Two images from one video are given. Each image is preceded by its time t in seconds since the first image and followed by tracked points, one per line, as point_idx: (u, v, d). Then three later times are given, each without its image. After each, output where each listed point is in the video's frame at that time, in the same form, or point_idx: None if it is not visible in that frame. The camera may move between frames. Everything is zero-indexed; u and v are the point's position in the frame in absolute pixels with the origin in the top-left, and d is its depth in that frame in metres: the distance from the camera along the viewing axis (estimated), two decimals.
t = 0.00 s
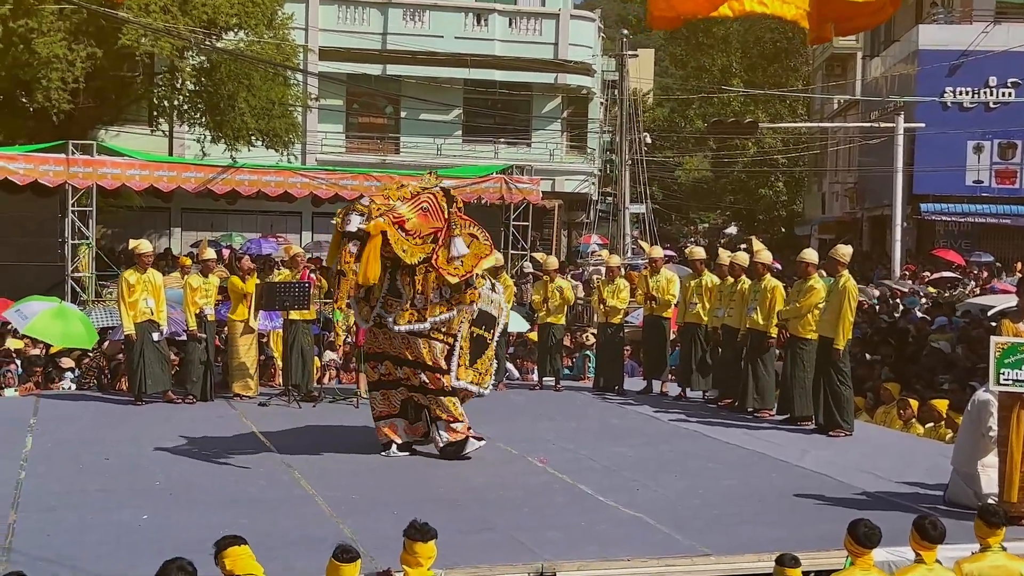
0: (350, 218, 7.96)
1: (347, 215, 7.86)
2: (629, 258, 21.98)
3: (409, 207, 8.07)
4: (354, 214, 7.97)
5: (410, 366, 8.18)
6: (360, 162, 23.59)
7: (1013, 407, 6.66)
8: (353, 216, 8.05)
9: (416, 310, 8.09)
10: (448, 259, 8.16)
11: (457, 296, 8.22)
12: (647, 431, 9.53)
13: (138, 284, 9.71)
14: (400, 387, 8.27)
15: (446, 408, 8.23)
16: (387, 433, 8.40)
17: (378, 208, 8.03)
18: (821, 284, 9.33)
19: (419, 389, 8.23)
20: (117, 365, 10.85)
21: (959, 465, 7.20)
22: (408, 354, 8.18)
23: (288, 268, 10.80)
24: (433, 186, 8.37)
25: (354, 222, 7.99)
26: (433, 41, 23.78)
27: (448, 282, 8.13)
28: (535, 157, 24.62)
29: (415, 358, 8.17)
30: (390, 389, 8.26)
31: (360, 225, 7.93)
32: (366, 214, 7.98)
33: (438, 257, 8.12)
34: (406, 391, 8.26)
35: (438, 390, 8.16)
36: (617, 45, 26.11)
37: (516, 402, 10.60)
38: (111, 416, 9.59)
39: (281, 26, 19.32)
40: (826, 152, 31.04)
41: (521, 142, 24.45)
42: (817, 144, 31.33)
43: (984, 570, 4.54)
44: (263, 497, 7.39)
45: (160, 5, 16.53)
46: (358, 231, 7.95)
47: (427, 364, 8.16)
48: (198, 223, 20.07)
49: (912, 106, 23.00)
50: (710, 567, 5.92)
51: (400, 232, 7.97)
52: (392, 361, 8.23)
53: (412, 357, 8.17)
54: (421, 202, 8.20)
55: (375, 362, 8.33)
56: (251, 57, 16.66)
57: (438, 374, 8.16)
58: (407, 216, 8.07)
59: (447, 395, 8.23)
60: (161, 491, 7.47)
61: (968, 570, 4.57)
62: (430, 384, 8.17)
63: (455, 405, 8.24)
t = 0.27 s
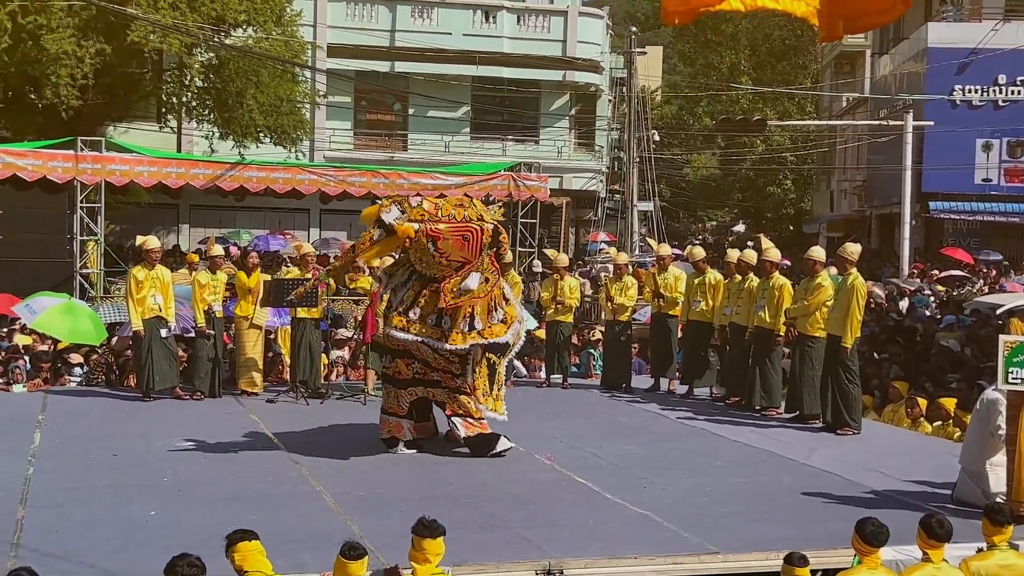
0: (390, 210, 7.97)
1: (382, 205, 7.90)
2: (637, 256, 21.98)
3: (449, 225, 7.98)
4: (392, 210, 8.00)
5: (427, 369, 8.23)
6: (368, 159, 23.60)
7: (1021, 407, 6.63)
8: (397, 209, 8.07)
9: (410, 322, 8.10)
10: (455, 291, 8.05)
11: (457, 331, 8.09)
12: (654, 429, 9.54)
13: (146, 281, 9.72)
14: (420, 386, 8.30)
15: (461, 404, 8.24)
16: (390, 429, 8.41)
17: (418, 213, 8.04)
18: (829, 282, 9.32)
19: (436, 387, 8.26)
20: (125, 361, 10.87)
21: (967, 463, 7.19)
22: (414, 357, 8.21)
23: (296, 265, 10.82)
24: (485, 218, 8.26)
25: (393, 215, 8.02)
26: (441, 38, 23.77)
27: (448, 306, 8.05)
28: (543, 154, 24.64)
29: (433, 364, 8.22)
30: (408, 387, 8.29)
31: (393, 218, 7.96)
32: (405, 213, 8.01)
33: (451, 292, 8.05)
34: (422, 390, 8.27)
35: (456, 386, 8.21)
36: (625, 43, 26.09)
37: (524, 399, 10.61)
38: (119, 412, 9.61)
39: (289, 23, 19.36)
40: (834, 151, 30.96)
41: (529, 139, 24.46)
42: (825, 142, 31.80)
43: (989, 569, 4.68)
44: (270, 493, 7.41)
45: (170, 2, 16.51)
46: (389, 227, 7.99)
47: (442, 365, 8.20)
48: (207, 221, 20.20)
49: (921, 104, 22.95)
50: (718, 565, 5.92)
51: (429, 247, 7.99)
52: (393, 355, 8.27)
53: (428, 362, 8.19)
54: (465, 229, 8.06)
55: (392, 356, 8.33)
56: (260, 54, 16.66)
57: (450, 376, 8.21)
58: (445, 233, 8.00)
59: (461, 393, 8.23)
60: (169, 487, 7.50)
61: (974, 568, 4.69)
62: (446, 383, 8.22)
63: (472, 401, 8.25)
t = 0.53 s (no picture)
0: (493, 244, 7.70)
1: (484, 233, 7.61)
2: (644, 254, 21.97)
3: (534, 255, 7.84)
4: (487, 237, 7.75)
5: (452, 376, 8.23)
6: (375, 157, 23.61)
7: None
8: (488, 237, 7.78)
9: (479, 343, 7.82)
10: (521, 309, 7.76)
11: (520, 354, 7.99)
12: (660, 427, 9.54)
13: (153, 279, 9.75)
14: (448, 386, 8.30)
15: (487, 406, 8.29)
16: (411, 420, 8.37)
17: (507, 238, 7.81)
18: (837, 281, 9.32)
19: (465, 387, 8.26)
20: (132, 359, 10.90)
21: (975, 463, 7.17)
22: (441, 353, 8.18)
23: (303, 263, 10.85)
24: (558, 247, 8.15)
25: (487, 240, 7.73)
26: (448, 37, 23.78)
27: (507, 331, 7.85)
28: (550, 153, 24.65)
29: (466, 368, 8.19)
30: (437, 386, 8.27)
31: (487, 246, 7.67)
32: (499, 245, 7.71)
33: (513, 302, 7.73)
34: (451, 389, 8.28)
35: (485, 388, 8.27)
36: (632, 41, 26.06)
37: (530, 398, 10.62)
38: (126, 410, 9.63)
39: (296, 21, 19.38)
40: (841, 149, 30.92)
41: (536, 138, 24.44)
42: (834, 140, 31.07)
43: (996, 569, 4.68)
44: (277, 491, 7.42)
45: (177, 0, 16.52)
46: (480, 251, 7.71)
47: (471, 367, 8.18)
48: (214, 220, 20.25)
49: (929, 103, 22.90)
50: (724, 564, 5.92)
51: (513, 276, 7.77)
52: (423, 349, 8.24)
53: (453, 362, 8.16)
54: (542, 257, 7.94)
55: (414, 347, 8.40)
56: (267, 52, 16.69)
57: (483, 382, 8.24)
58: (528, 261, 7.85)
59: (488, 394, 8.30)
60: (176, 485, 7.51)
61: (981, 568, 4.70)
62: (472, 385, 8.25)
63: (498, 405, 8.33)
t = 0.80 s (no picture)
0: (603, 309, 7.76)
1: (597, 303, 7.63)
2: (651, 254, 21.96)
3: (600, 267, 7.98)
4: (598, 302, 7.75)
5: (485, 384, 8.23)
6: (381, 156, 23.62)
7: None
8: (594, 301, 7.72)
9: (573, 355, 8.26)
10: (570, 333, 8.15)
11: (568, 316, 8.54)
12: (666, 427, 9.54)
13: (160, 278, 9.75)
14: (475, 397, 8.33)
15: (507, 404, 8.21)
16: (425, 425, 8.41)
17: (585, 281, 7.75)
18: (844, 280, 9.30)
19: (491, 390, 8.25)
20: (139, 359, 10.92)
21: (981, 463, 7.17)
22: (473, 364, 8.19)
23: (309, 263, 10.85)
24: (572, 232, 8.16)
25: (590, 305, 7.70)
26: (454, 36, 23.82)
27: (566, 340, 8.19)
28: (556, 152, 24.66)
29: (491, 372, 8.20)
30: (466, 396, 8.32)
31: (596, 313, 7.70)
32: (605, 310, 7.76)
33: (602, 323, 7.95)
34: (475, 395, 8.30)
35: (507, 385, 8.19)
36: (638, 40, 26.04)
37: (537, 397, 10.61)
38: (133, 410, 9.64)
39: (302, 21, 19.39)
40: (848, 149, 30.89)
41: (542, 137, 24.43)
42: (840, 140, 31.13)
43: (1004, 568, 4.68)
44: (284, 491, 7.42)
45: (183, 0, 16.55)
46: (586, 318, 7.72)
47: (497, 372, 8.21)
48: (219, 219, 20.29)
49: (936, 102, 22.86)
50: (731, 564, 5.91)
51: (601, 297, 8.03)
52: (448, 364, 8.25)
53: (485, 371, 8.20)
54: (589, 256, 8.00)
55: (431, 359, 8.37)
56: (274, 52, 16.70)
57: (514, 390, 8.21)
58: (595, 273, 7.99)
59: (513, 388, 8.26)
60: (183, 484, 7.52)
61: (989, 568, 4.70)
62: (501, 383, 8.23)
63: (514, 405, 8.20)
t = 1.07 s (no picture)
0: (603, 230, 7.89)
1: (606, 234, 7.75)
2: (656, 253, 21.95)
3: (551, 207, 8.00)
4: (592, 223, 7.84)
5: (491, 394, 8.20)
6: (386, 156, 23.64)
7: None
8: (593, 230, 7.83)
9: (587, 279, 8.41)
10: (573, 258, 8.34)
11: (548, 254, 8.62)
12: (671, 427, 9.54)
13: (165, 278, 9.76)
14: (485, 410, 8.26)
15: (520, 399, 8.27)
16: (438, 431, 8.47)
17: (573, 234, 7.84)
18: (848, 280, 9.31)
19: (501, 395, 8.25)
20: (144, 359, 10.95)
21: (987, 462, 7.16)
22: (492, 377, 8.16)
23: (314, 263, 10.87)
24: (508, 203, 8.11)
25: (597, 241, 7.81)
26: (459, 36, 23.84)
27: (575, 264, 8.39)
28: (560, 152, 24.66)
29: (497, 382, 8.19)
30: (479, 411, 8.24)
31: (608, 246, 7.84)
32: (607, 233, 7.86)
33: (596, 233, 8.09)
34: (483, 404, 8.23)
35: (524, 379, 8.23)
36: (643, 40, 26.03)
37: (542, 397, 10.62)
38: (138, 410, 9.65)
39: (306, 21, 19.40)
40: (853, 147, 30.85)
41: (547, 137, 24.43)
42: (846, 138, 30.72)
43: (1012, 567, 4.67)
44: (289, 490, 7.43)
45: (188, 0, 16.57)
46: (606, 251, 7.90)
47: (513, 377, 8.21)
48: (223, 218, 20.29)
49: (941, 101, 22.83)
50: (736, 563, 5.91)
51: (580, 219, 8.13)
52: (469, 385, 8.18)
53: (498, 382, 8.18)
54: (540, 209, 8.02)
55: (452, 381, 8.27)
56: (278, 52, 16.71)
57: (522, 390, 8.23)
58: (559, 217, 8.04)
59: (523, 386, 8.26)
60: (188, 484, 7.53)
61: (998, 566, 4.69)
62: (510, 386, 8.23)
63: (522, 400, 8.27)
